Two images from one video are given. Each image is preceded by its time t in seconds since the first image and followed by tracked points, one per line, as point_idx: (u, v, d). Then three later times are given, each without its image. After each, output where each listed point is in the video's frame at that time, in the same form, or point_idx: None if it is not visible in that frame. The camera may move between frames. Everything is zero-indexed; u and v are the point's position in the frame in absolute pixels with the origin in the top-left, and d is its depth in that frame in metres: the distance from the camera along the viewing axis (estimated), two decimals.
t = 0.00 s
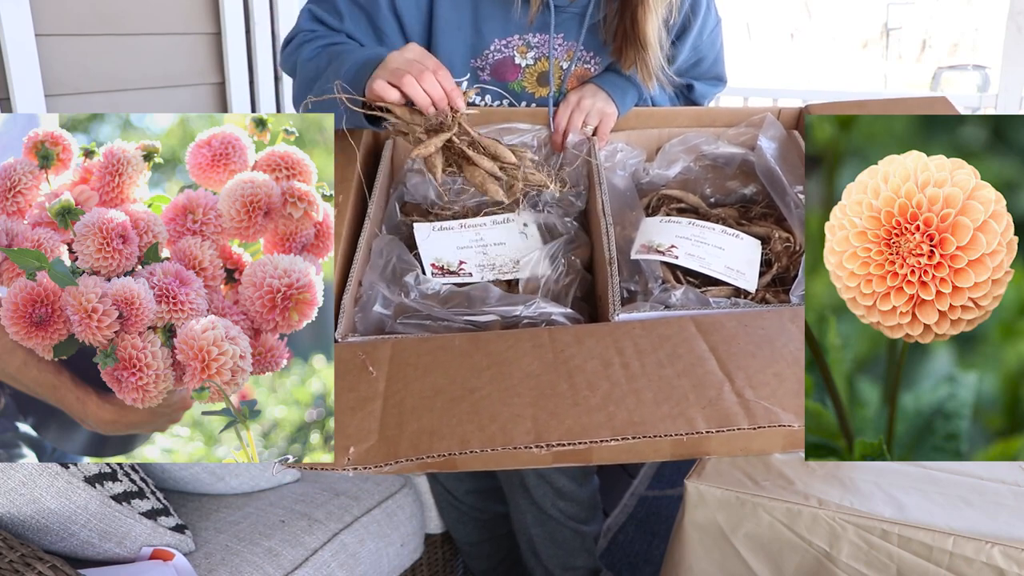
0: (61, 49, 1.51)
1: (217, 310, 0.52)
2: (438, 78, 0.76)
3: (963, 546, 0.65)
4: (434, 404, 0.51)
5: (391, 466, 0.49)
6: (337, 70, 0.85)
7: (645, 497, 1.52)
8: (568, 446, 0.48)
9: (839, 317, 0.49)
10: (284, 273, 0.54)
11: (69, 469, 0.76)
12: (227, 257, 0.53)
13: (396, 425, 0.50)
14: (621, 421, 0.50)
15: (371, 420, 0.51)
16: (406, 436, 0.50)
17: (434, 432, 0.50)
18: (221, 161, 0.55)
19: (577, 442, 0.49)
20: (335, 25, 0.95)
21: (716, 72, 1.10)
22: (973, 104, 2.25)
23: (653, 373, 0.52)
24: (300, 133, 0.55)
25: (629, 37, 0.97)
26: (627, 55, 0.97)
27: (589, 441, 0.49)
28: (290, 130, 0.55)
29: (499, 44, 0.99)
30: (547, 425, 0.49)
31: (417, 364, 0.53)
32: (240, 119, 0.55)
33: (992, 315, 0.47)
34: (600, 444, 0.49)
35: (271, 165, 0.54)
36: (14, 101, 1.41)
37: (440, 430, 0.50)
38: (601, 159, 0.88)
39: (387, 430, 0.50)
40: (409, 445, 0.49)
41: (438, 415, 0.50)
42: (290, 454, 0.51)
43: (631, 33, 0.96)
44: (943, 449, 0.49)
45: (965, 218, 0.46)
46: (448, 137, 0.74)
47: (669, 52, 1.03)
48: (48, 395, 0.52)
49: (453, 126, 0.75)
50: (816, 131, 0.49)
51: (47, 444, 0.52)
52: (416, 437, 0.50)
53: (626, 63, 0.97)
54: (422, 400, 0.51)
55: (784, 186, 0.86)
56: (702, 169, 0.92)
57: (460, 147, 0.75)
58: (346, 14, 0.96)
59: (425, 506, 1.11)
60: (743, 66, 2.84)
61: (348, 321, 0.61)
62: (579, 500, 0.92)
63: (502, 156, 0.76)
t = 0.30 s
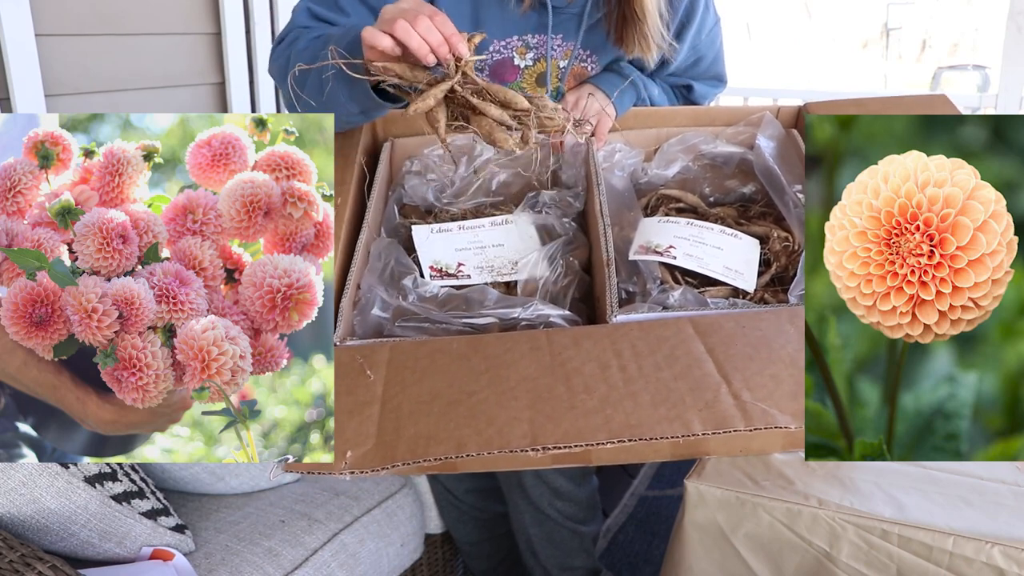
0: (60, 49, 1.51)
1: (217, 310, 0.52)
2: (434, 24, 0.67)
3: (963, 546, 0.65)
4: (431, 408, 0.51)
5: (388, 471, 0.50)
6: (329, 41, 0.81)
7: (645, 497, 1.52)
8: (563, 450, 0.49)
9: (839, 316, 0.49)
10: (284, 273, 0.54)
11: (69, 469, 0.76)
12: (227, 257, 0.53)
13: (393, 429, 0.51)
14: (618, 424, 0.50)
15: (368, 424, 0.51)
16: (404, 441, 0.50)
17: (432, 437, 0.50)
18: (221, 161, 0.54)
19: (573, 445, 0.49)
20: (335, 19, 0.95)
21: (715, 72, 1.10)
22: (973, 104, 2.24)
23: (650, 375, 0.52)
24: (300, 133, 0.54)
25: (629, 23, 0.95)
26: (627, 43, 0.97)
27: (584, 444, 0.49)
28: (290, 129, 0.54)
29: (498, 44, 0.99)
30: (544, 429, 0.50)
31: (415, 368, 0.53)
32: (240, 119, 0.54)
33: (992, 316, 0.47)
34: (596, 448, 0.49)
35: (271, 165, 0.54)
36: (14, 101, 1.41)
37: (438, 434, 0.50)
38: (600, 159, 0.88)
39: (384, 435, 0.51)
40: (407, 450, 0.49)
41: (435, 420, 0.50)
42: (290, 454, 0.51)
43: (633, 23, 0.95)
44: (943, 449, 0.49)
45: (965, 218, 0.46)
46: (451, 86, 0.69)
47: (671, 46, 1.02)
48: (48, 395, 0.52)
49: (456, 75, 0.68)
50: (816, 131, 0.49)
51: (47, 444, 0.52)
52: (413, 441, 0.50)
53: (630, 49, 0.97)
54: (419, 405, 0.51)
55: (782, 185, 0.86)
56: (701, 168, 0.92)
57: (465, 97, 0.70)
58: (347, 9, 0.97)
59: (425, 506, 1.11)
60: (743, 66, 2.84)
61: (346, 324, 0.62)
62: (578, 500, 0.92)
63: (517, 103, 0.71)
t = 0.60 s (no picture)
0: (60, 49, 1.51)
1: (217, 310, 0.52)
2: (470, 16, 0.63)
3: (963, 546, 0.65)
4: (434, 404, 0.51)
5: (392, 466, 0.50)
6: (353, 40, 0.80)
7: (645, 497, 1.52)
8: (569, 446, 0.49)
9: (839, 316, 0.49)
10: (284, 273, 0.54)
11: (69, 469, 0.76)
12: (227, 257, 0.53)
13: (397, 425, 0.50)
14: (624, 419, 0.50)
15: (371, 419, 0.51)
16: (407, 437, 0.50)
17: (436, 432, 0.50)
18: (220, 161, 0.54)
19: (578, 441, 0.49)
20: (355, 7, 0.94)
21: (715, 72, 1.11)
22: (973, 104, 2.24)
23: (653, 374, 0.52)
24: (300, 133, 0.55)
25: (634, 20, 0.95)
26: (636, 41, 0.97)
27: (590, 440, 0.49)
28: (290, 130, 0.54)
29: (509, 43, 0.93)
30: (549, 425, 0.50)
31: (419, 364, 0.53)
32: (240, 119, 0.54)
33: (992, 316, 0.47)
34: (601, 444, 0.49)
35: (271, 165, 0.54)
36: (14, 101, 1.41)
37: (443, 430, 0.50)
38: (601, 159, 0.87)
39: (388, 430, 0.51)
40: (411, 445, 0.50)
41: (439, 414, 0.50)
42: (289, 454, 0.52)
43: (639, 19, 0.94)
44: (943, 449, 0.49)
45: (965, 218, 0.46)
46: (499, 95, 0.64)
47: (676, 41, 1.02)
48: (48, 395, 0.52)
49: (503, 81, 0.64)
50: (816, 132, 0.49)
51: (47, 444, 0.52)
52: (417, 437, 0.50)
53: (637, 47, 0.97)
54: (423, 399, 0.51)
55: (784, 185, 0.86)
56: (701, 169, 0.93)
57: (516, 109, 0.66)
58: None
59: (425, 506, 1.11)
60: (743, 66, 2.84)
61: (348, 321, 0.61)
62: (579, 500, 0.92)
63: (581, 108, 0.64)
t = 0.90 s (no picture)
0: (60, 49, 1.51)
1: (217, 310, 0.52)
2: (495, 92, 0.60)
3: (963, 546, 0.65)
4: (434, 404, 0.51)
5: (392, 466, 0.50)
6: (383, 68, 0.71)
7: (645, 497, 1.52)
8: (569, 446, 0.49)
9: (839, 316, 0.49)
10: (284, 273, 0.54)
11: (69, 469, 0.76)
12: (227, 257, 0.53)
13: (397, 425, 0.51)
14: (623, 420, 0.50)
15: (372, 419, 0.51)
16: (407, 436, 0.50)
17: (436, 432, 0.50)
18: (220, 161, 0.54)
19: (579, 441, 0.49)
20: None
21: (717, 73, 1.10)
22: (973, 104, 2.23)
23: (653, 374, 0.52)
24: (300, 133, 0.54)
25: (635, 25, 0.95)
26: (636, 45, 0.97)
27: (590, 440, 0.49)
28: (290, 130, 0.54)
29: (513, 49, 0.99)
30: (548, 425, 0.50)
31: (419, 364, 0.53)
32: (240, 119, 0.54)
33: (992, 315, 0.47)
34: (601, 444, 0.49)
35: (271, 165, 0.54)
36: (14, 101, 1.41)
37: (442, 430, 0.50)
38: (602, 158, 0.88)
39: (388, 430, 0.51)
40: (411, 445, 0.50)
41: (439, 415, 0.51)
42: (290, 454, 0.51)
43: (640, 21, 0.95)
44: (943, 449, 0.49)
45: (965, 218, 0.46)
46: (507, 188, 0.64)
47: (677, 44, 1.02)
48: (47, 395, 0.52)
49: (515, 173, 0.64)
50: (816, 131, 0.49)
51: (47, 444, 0.52)
52: (417, 437, 0.50)
53: (637, 51, 0.97)
54: (423, 400, 0.51)
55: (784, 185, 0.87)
56: (702, 168, 0.92)
57: (524, 209, 0.65)
58: None
59: (425, 506, 1.11)
60: (743, 66, 2.83)
61: (348, 321, 0.61)
62: (579, 500, 0.92)
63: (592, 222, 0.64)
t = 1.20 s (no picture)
0: (60, 49, 1.51)
1: (217, 310, 0.53)
2: (489, 121, 0.59)
3: (963, 546, 0.65)
4: (434, 404, 0.51)
5: (391, 466, 0.50)
6: (391, 82, 0.69)
7: (645, 497, 1.52)
8: (568, 446, 0.49)
9: (839, 316, 0.49)
10: (284, 273, 0.54)
11: (69, 469, 0.76)
12: (227, 257, 0.53)
13: (396, 425, 0.51)
14: (621, 420, 0.50)
15: (371, 419, 0.51)
16: (406, 436, 0.50)
17: (435, 433, 0.50)
18: (221, 161, 0.54)
19: (577, 441, 0.49)
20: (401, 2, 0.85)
21: (717, 73, 1.10)
22: (973, 104, 2.23)
23: (652, 374, 0.52)
24: (300, 133, 0.54)
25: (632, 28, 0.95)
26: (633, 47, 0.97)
27: (588, 439, 0.49)
28: (290, 130, 0.54)
29: (513, 53, 0.97)
30: (547, 425, 0.50)
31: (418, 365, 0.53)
32: (240, 119, 0.54)
33: (992, 315, 0.47)
34: (599, 444, 0.49)
35: (271, 165, 0.54)
36: (14, 101, 1.41)
37: (442, 430, 0.50)
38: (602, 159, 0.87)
39: (388, 430, 0.51)
40: (410, 445, 0.50)
41: (439, 415, 0.51)
42: (290, 454, 0.51)
43: (635, 25, 0.94)
44: (943, 449, 0.49)
45: (965, 218, 0.46)
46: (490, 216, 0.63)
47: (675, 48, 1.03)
48: (47, 395, 0.52)
49: (499, 203, 0.63)
50: (817, 131, 0.49)
51: (47, 444, 0.52)
52: (417, 437, 0.50)
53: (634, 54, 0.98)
54: (422, 400, 0.51)
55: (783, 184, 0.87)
56: (702, 169, 0.92)
57: (504, 237, 0.63)
58: None
59: (425, 506, 1.11)
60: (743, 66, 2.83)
61: (348, 321, 0.61)
62: (579, 500, 0.92)
63: (569, 257, 0.60)
